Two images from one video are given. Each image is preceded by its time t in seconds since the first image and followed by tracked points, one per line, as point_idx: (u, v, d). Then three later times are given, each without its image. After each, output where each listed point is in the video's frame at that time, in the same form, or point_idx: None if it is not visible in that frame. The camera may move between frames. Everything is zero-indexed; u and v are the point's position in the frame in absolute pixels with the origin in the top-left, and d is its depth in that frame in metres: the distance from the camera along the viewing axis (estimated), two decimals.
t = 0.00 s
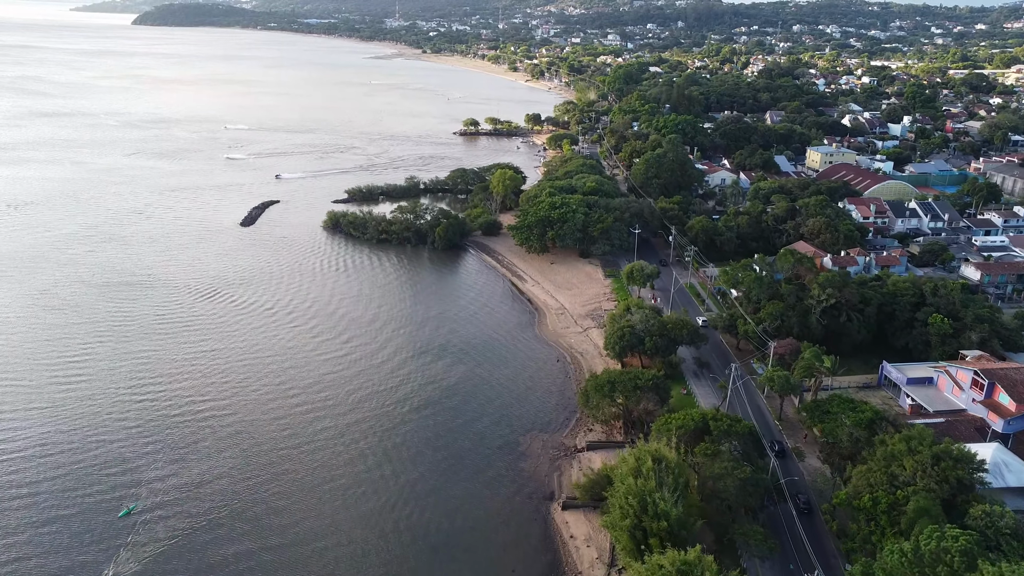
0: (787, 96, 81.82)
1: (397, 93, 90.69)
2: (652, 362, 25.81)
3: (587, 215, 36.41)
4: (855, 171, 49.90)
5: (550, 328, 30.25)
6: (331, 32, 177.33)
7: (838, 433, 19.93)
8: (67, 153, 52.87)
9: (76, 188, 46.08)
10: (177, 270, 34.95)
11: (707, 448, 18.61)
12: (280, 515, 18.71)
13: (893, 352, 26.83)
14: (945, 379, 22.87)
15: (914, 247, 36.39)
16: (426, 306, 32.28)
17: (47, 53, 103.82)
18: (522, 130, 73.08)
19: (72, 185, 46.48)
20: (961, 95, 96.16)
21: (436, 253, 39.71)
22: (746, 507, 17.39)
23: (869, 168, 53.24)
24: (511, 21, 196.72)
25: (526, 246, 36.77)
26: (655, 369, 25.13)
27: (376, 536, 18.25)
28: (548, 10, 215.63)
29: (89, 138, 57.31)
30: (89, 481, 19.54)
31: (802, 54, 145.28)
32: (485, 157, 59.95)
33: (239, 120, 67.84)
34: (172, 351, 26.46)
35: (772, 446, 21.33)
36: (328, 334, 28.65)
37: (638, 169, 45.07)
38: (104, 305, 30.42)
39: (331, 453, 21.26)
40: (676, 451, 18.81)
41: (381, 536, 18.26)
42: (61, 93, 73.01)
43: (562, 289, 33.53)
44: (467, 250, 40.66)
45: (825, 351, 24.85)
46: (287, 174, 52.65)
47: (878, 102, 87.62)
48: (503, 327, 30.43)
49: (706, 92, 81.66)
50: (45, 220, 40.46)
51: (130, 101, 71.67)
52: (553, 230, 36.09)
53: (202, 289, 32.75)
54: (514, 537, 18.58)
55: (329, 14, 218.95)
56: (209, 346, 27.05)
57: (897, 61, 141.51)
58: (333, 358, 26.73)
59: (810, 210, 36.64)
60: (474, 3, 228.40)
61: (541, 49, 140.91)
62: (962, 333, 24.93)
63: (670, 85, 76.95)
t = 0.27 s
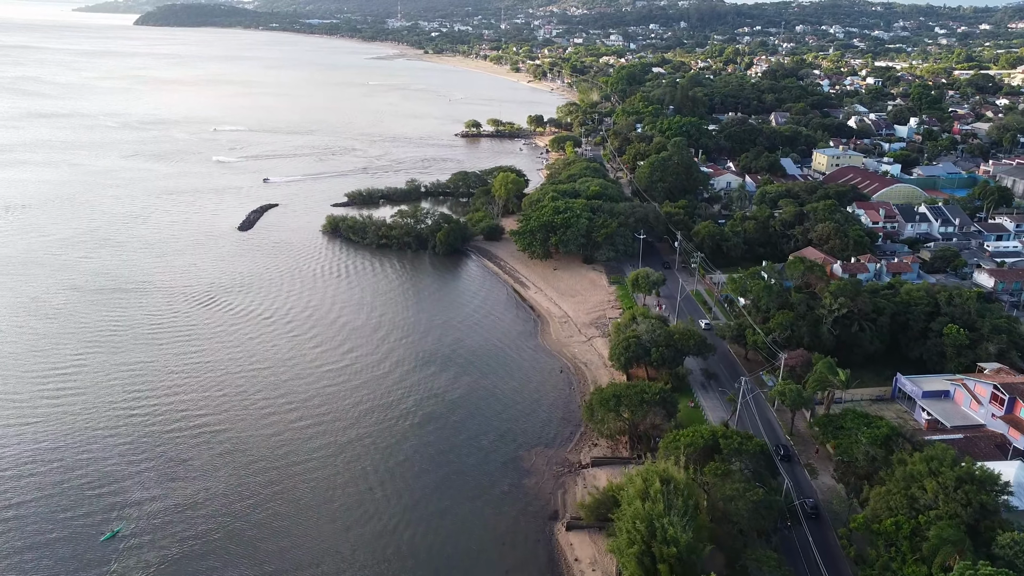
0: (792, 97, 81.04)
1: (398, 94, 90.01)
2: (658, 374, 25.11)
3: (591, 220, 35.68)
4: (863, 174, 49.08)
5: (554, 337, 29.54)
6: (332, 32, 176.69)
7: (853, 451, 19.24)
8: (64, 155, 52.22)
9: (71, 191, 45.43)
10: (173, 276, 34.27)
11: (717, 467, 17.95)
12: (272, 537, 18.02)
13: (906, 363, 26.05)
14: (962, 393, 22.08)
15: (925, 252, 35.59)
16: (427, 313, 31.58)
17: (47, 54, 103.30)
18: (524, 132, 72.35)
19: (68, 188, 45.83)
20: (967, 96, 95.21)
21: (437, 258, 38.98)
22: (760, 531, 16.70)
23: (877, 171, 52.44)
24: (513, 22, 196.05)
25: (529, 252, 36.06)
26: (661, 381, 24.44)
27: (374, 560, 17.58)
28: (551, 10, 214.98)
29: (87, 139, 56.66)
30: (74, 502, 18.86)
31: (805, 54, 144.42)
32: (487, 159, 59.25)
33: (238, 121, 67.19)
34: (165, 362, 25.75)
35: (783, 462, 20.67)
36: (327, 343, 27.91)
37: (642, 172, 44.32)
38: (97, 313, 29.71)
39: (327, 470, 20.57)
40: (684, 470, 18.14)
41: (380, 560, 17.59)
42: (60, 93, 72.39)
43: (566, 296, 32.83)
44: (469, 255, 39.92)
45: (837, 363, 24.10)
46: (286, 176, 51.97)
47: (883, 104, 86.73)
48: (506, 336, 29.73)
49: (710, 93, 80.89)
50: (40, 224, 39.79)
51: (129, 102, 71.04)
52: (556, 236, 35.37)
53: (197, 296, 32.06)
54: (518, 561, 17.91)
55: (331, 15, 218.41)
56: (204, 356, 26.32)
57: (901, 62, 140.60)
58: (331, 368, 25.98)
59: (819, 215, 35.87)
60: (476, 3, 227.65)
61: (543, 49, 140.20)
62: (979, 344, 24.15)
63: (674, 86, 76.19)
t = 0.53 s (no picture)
0: (794, 98, 80.38)
1: (396, 95, 89.28)
2: (662, 386, 24.40)
3: (592, 225, 34.98)
4: (867, 177, 48.39)
5: (555, 347, 28.83)
6: (331, 32, 175.89)
7: (867, 471, 18.55)
8: (56, 157, 51.40)
9: (63, 194, 44.66)
10: (166, 282, 33.54)
11: (725, 488, 17.25)
12: (262, 563, 17.27)
13: (917, 374, 25.37)
14: (976, 407, 21.35)
15: (933, 258, 34.90)
16: (426, 321, 30.85)
17: (42, 55, 102.53)
18: (524, 133, 71.61)
19: (59, 191, 45.03)
20: (969, 97, 94.57)
21: (435, 264, 38.22)
22: (771, 556, 15.99)
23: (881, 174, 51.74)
24: (512, 22, 195.36)
25: (529, 258, 35.36)
26: (665, 394, 23.73)
27: None
28: (550, 10, 214.32)
29: (80, 141, 55.86)
30: (55, 527, 18.09)
31: (805, 55, 143.76)
32: (485, 162, 58.54)
33: (234, 122, 66.43)
34: (155, 375, 24.98)
35: (792, 481, 20.00)
36: (322, 354, 27.13)
37: (644, 175, 43.59)
38: (87, 322, 28.94)
39: (320, 490, 19.81)
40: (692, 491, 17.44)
41: None
42: (55, 94, 71.57)
43: (567, 304, 32.14)
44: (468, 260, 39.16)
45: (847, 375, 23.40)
46: (282, 179, 51.24)
47: (885, 105, 86.02)
48: (506, 345, 29.02)
49: (711, 94, 80.20)
50: (30, 228, 39.02)
51: (124, 104, 70.24)
52: (556, 241, 34.67)
53: (190, 303, 31.29)
54: None
55: (330, 15, 217.67)
56: (195, 368, 25.55)
57: (901, 62, 139.99)
58: (326, 381, 25.21)
59: (825, 220, 35.16)
60: (474, 3, 226.94)
61: (542, 49, 139.47)
62: (993, 355, 23.47)
63: (675, 88, 75.49)
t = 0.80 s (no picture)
0: (796, 99, 79.65)
1: (394, 96, 88.45)
2: (667, 399, 23.61)
3: (593, 231, 34.20)
4: (873, 180, 47.61)
5: (555, 358, 28.06)
6: (329, 33, 175.04)
7: (883, 493, 17.78)
8: (48, 160, 50.54)
9: (54, 198, 43.78)
10: (157, 289, 32.72)
11: (735, 513, 16.47)
12: None
13: (929, 387, 24.60)
14: (994, 424, 20.56)
15: (942, 264, 34.13)
16: (423, 329, 30.05)
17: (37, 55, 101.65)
18: (523, 135, 70.84)
19: (50, 195, 44.17)
20: (972, 98, 93.87)
21: (433, 270, 37.43)
22: None
23: (886, 177, 50.97)
24: (512, 22, 194.58)
25: (528, 265, 34.58)
26: (670, 409, 22.95)
27: None
28: (549, 10, 213.55)
29: (73, 143, 55.01)
30: (33, 556, 17.26)
31: (806, 55, 143.06)
32: (485, 164, 57.76)
33: (231, 124, 65.63)
34: (143, 389, 24.13)
35: (804, 502, 19.22)
36: (316, 365, 26.27)
37: (646, 179, 42.81)
38: (74, 332, 28.08)
39: (312, 514, 18.99)
40: (700, 516, 16.67)
41: None
42: (49, 96, 70.69)
43: (567, 312, 31.36)
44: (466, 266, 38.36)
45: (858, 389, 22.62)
46: (278, 183, 50.44)
47: (888, 106, 85.27)
48: (505, 355, 28.24)
49: (712, 95, 79.44)
50: (19, 233, 38.16)
51: (118, 105, 69.37)
52: (557, 248, 33.89)
53: (181, 311, 30.45)
54: None
55: (328, 15, 216.80)
56: (185, 382, 24.69)
57: (902, 62, 139.32)
58: (320, 395, 24.37)
59: (832, 225, 34.40)
60: (473, 4, 226.19)
61: (542, 50, 138.77)
62: (1009, 368, 22.69)
63: (676, 89, 74.75)
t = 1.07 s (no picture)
0: (797, 100, 79.00)
1: (392, 98, 87.72)
2: (671, 413, 22.85)
3: (595, 237, 33.47)
4: (877, 183, 46.91)
5: (556, 368, 27.33)
6: (327, 33, 174.34)
7: (899, 516, 17.05)
8: (40, 163, 49.74)
9: (45, 202, 42.99)
10: (149, 296, 31.95)
11: (745, 538, 15.74)
12: None
13: (942, 400, 23.87)
14: (1011, 440, 19.83)
15: (950, 270, 33.43)
16: (421, 337, 29.31)
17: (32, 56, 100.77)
18: (522, 137, 70.12)
19: (41, 199, 43.38)
20: (973, 99, 93.30)
21: (431, 276, 36.68)
22: None
23: (891, 180, 50.29)
24: (511, 23, 193.95)
25: (528, 272, 33.81)
26: (675, 423, 22.20)
27: None
28: (547, 10, 212.92)
29: (66, 145, 54.24)
30: None
31: (805, 56, 142.50)
32: (484, 167, 57.05)
33: (226, 126, 64.87)
34: (131, 403, 23.33)
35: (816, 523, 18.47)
36: (311, 377, 25.51)
37: (648, 183, 42.08)
38: (61, 343, 27.27)
39: (304, 537, 18.24)
40: (709, 542, 15.94)
41: None
42: (43, 97, 69.86)
43: (568, 321, 30.64)
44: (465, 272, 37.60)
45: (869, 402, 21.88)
46: (274, 186, 49.70)
47: (890, 107, 84.59)
48: (505, 365, 27.50)
49: (712, 96, 78.76)
50: (8, 238, 37.37)
51: (113, 106, 68.56)
52: (557, 254, 33.12)
53: (172, 319, 29.68)
54: None
55: (326, 15, 215.96)
56: (173, 396, 23.89)
57: (902, 63, 138.76)
58: (314, 409, 23.57)
59: (838, 231, 33.67)
60: (472, 4, 225.43)
61: (540, 50, 138.09)
62: None
63: (676, 90, 74.06)
